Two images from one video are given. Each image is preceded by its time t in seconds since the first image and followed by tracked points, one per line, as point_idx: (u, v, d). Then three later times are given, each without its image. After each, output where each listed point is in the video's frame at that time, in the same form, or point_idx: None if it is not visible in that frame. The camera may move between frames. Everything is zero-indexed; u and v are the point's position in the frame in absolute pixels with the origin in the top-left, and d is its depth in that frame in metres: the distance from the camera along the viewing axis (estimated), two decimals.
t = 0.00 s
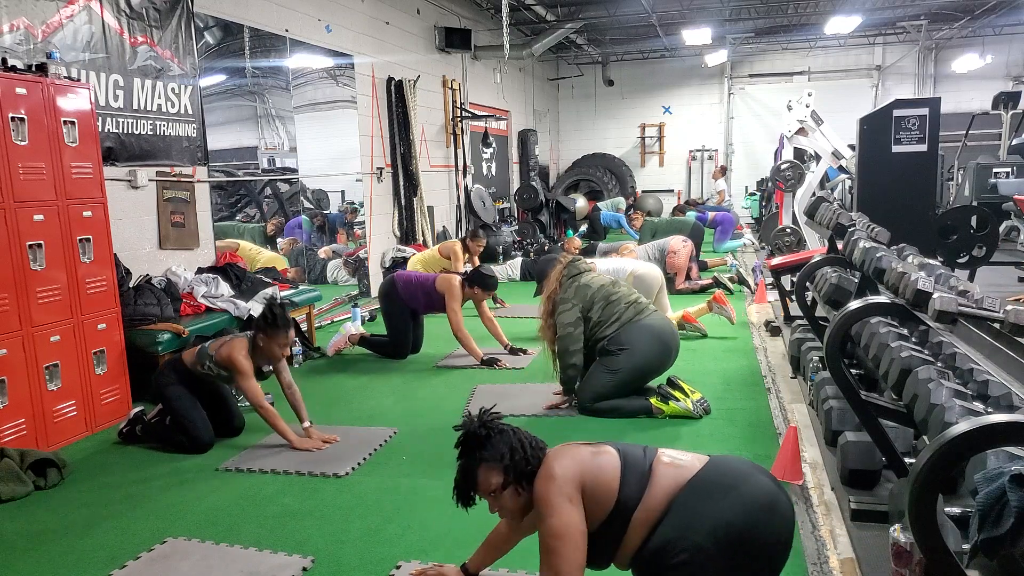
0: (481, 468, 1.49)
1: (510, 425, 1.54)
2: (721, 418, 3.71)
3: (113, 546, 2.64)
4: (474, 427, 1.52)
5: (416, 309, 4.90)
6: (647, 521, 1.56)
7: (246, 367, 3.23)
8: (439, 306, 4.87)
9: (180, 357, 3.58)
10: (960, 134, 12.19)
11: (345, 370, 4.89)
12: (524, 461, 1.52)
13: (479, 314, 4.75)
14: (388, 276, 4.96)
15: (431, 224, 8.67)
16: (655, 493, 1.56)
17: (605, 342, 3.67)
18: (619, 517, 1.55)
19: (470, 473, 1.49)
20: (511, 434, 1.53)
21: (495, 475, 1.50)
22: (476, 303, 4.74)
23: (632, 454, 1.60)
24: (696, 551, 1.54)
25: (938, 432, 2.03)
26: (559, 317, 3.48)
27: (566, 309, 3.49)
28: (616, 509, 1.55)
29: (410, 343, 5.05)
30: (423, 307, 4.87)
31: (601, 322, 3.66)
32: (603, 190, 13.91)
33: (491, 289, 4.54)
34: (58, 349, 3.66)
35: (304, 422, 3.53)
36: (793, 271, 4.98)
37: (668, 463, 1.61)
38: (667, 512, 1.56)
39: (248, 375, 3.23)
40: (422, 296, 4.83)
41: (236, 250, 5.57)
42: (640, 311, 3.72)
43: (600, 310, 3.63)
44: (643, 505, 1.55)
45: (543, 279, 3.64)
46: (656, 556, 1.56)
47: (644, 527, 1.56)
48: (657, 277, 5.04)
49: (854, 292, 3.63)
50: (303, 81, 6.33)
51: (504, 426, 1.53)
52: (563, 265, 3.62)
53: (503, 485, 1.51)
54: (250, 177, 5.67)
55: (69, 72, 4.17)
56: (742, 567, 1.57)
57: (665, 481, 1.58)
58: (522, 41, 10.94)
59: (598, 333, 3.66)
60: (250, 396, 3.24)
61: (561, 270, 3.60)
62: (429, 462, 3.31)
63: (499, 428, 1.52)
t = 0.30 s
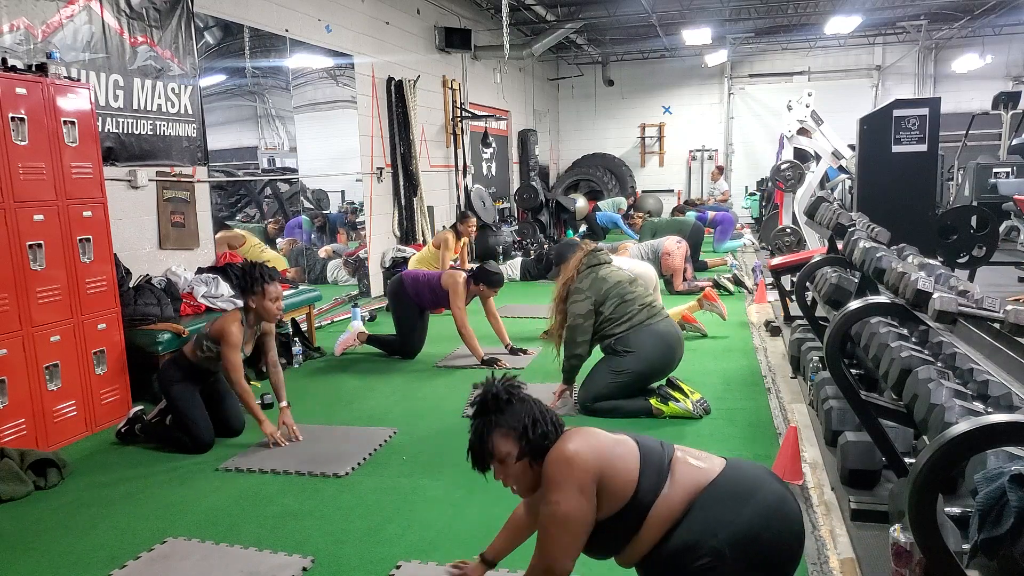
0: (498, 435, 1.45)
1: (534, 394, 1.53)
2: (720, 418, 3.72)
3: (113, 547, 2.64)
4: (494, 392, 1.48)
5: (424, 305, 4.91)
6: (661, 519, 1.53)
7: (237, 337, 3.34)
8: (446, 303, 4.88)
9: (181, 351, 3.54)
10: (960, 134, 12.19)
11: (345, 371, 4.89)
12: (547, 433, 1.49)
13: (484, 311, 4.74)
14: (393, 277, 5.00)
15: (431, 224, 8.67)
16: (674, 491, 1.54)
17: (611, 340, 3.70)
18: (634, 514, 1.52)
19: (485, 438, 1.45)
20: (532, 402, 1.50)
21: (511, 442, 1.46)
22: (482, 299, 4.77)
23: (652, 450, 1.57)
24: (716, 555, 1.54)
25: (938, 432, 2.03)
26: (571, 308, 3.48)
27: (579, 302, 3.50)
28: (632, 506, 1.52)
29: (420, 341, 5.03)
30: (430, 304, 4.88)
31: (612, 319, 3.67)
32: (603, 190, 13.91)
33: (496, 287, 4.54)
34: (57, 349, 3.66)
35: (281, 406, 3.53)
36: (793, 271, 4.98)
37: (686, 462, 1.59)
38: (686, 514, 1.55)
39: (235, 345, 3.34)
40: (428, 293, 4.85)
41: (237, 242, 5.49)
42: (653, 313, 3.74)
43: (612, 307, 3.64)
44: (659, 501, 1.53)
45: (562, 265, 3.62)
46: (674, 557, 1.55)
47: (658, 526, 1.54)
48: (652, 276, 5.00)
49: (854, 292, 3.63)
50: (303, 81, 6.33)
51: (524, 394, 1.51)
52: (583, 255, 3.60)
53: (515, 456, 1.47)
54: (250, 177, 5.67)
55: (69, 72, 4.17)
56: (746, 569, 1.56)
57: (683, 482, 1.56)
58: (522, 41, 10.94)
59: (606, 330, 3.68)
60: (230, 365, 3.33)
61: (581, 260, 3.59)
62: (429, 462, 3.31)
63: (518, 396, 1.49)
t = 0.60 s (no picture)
0: (477, 425, 1.51)
1: (517, 386, 1.52)
2: (720, 418, 3.72)
3: (113, 547, 2.64)
4: (474, 386, 1.51)
5: (422, 308, 4.91)
6: (648, 519, 1.52)
7: (233, 302, 3.42)
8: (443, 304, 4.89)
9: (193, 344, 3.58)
10: (960, 134, 12.19)
11: (344, 371, 4.89)
12: (528, 431, 1.50)
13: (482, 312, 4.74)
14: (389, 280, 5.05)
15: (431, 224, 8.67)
16: (661, 492, 1.53)
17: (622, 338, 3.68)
18: (619, 511, 1.51)
19: (466, 429, 1.53)
20: (513, 398, 1.50)
21: (491, 433, 1.52)
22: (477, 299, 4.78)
23: (640, 447, 1.55)
24: (707, 557, 1.53)
25: (939, 432, 2.03)
26: (603, 297, 3.38)
27: (603, 293, 3.41)
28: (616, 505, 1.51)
29: (423, 342, 5.03)
30: (428, 305, 4.89)
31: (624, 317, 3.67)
32: (603, 191, 13.92)
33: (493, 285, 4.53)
34: (58, 349, 3.66)
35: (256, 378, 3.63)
36: (793, 271, 4.98)
37: (675, 460, 1.57)
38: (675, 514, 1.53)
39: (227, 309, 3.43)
40: (425, 295, 4.87)
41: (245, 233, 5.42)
42: (660, 317, 3.72)
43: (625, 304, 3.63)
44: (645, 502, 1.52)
45: (581, 255, 3.54)
46: (665, 558, 1.54)
47: (645, 525, 1.53)
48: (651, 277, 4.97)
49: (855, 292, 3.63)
50: (303, 81, 6.33)
51: (505, 389, 1.50)
52: (604, 247, 3.54)
53: (495, 448, 1.53)
54: (250, 177, 5.67)
55: (69, 72, 4.17)
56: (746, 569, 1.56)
57: (672, 481, 1.54)
58: (522, 41, 10.94)
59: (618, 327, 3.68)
60: (217, 325, 3.42)
61: (602, 252, 3.53)
62: (428, 462, 3.31)
63: (499, 392, 1.50)
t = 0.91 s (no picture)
0: (482, 451, 1.58)
1: (506, 412, 1.52)
2: (719, 418, 3.72)
3: (113, 546, 2.64)
4: (468, 419, 1.56)
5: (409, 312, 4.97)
6: (666, 532, 1.52)
7: (209, 288, 3.53)
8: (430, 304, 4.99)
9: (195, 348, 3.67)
10: (960, 134, 12.20)
11: (344, 371, 4.89)
12: (525, 453, 1.52)
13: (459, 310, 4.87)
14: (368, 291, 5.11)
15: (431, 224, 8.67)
16: (679, 504, 1.52)
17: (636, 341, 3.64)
18: (639, 521, 1.51)
19: (474, 457, 1.59)
20: (506, 426, 1.52)
21: (496, 456, 1.57)
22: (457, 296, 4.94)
23: (662, 457, 1.55)
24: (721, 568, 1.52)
25: (939, 432, 2.03)
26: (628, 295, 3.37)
27: (625, 294, 3.39)
28: (638, 515, 1.50)
29: (422, 342, 5.04)
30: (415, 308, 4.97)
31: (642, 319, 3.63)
32: (603, 191, 13.92)
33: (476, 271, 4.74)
34: (58, 349, 3.66)
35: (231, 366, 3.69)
36: (793, 271, 4.98)
37: (697, 473, 1.56)
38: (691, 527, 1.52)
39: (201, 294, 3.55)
40: (410, 298, 4.94)
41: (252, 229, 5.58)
42: (677, 322, 3.70)
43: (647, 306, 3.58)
44: (662, 513, 1.51)
45: (609, 249, 3.49)
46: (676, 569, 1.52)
47: (663, 537, 1.52)
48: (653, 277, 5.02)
49: (854, 292, 3.63)
50: (303, 81, 6.33)
51: (496, 416, 1.52)
52: (633, 246, 3.50)
53: (505, 470, 1.58)
54: (250, 177, 5.67)
55: (69, 72, 4.16)
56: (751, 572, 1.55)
57: (692, 494, 1.53)
58: (522, 41, 10.94)
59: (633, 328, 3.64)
60: (189, 308, 3.54)
61: (630, 250, 3.49)
62: (429, 462, 3.31)
63: (492, 420, 1.52)
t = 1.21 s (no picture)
0: (514, 471, 1.58)
1: (532, 429, 1.52)
2: (719, 418, 3.72)
3: (114, 546, 2.64)
4: (496, 441, 1.56)
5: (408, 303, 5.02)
6: (694, 538, 1.52)
7: (189, 289, 3.46)
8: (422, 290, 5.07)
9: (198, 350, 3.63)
10: (960, 134, 12.20)
11: (344, 371, 4.89)
12: (553, 468, 1.52)
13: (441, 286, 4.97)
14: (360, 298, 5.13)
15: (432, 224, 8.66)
16: (712, 512, 1.52)
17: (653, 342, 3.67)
18: (666, 527, 1.51)
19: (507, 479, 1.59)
20: (532, 444, 1.52)
21: (529, 476, 1.57)
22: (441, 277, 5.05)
23: (695, 463, 1.55)
24: None
25: (938, 432, 2.03)
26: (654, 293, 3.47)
27: (656, 292, 3.49)
28: (666, 522, 1.50)
29: (422, 341, 5.04)
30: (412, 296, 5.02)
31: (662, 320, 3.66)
32: (603, 191, 13.93)
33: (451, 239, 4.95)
34: (58, 349, 3.66)
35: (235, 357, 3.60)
36: (793, 271, 4.98)
37: (730, 482, 1.57)
38: (723, 536, 1.53)
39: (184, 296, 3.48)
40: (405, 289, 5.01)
41: (257, 228, 5.70)
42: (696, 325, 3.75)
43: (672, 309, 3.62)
44: (694, 520, 1.51)
45: (643, 247, 3.57)
46: None
47: (690, 543, 1.52)
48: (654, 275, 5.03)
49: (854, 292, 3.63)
50: (303, 81, 6.33)
51: (522, 435, 1.52)
52: (667, 247, 3.57)
53: (537, 489, 1.58)
54: (250, 177, 5.67)
55: (69, 72, 4.16)
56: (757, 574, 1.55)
57: (724, 502, 1.53)
58: (522, 41, 10.94)
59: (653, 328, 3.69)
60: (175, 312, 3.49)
61: (663, 251, 3.56)
62: (430, 462, 3.31)
63: (517, 439, 1.52)
